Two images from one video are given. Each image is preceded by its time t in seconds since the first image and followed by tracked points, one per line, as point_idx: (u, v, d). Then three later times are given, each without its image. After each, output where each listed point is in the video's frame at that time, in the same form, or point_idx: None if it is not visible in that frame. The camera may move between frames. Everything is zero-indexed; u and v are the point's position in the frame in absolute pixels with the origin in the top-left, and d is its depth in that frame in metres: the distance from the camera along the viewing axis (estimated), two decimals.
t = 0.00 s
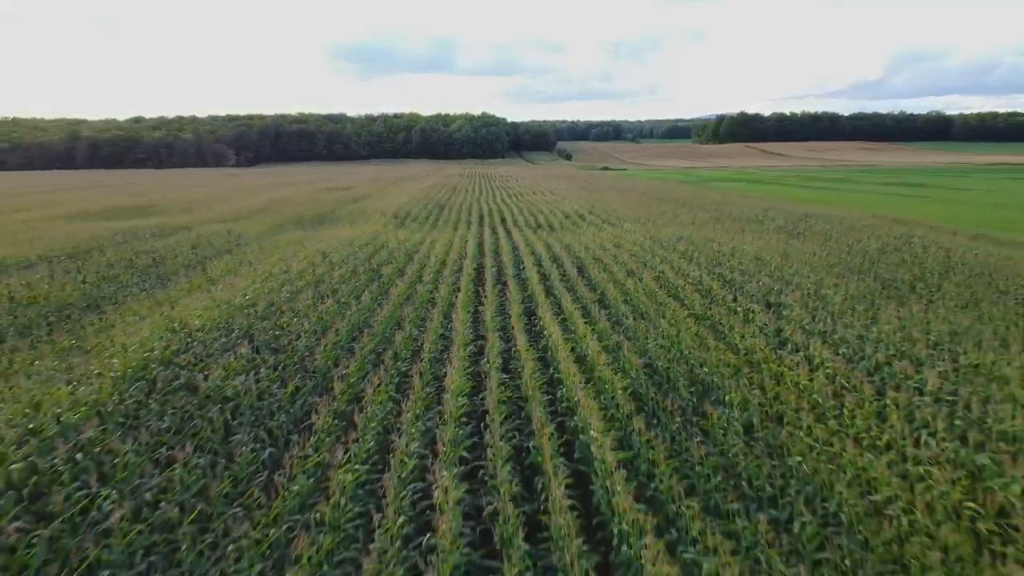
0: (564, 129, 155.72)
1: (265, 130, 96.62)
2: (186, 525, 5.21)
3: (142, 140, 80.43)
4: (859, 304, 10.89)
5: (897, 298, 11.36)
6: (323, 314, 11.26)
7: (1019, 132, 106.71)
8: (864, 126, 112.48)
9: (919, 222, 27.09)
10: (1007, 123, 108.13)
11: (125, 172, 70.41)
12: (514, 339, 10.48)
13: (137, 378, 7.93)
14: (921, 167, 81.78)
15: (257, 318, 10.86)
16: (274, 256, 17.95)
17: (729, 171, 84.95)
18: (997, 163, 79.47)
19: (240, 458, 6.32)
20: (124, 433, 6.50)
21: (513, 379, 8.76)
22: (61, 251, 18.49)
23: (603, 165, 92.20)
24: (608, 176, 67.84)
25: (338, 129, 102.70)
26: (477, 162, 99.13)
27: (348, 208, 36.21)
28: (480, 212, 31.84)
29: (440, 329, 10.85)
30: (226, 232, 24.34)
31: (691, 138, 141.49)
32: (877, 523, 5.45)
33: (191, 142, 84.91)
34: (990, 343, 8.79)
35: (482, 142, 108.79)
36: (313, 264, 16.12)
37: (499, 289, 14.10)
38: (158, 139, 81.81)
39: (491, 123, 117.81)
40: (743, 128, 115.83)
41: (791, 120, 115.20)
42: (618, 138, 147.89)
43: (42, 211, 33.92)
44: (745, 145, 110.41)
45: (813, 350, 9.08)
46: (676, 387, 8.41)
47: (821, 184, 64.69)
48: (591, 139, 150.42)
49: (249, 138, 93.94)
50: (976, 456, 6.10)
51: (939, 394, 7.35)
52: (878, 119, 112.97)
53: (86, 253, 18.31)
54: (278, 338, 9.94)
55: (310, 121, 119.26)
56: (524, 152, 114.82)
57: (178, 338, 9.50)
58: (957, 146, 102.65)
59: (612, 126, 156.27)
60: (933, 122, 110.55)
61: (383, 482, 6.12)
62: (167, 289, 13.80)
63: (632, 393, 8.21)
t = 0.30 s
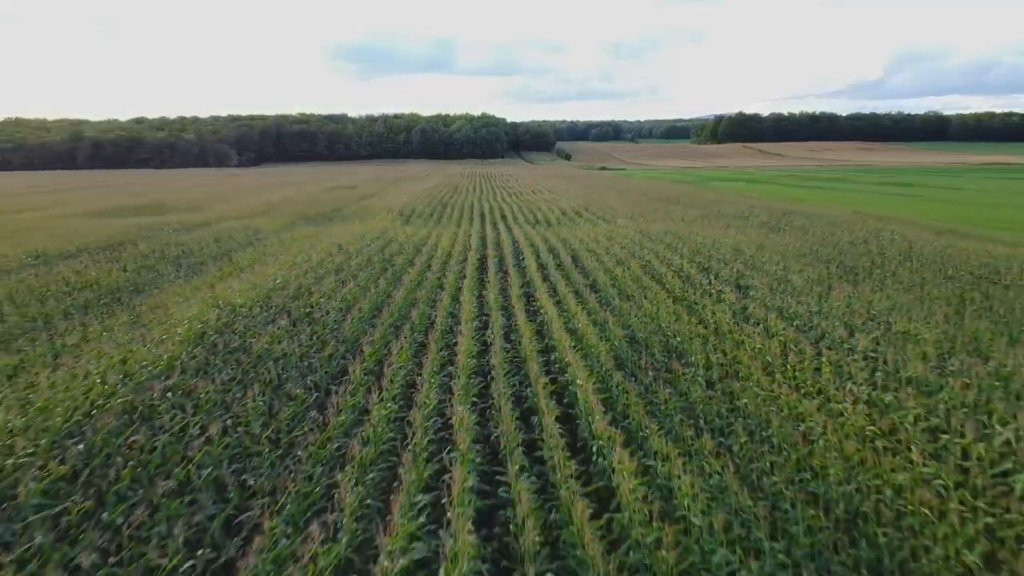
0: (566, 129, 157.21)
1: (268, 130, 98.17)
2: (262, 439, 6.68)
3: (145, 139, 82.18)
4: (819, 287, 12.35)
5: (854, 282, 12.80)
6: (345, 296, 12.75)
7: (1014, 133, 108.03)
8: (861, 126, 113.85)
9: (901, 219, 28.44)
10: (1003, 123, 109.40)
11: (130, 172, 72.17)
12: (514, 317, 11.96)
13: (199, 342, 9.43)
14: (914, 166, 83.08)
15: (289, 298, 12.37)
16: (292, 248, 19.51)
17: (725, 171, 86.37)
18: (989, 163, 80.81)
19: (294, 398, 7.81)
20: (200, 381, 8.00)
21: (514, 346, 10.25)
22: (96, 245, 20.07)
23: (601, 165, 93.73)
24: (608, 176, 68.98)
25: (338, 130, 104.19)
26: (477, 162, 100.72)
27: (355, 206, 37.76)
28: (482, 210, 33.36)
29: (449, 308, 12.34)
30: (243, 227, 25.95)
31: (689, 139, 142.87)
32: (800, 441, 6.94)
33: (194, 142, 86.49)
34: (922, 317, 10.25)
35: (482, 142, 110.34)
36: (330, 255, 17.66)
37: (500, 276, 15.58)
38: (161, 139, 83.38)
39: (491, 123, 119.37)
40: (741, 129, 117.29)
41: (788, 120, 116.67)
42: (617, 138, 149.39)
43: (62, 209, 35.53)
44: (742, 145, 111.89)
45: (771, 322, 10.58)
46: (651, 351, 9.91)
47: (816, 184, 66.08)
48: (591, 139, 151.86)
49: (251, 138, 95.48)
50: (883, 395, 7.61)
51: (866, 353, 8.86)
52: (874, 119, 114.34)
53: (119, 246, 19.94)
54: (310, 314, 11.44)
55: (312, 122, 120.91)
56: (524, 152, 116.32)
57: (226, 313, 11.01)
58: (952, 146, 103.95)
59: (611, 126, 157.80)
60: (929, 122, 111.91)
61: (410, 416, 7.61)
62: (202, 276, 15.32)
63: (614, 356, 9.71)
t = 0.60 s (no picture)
0: (566, 129, 158.75)
1: (271, 131, 99.80)
2: (309, 384, 8.18)
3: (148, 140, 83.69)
4: (787, 273, 13.81)
5: (820, 269, 14.25)
6: (364, 280, 14.25)
7: (1010, 133, 109.40)
8: (858, 126, 115.33)
9: (883, 216, 29.81)
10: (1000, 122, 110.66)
11: (133, 172, 73.86)
12: (515, 297, 13.46)
13: (243, 315, 10.93)
14: (907, 166, 84.44)
15: (314, 282, 13.88)
16: (308, 241, 21.09)
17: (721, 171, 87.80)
18: (983, 163, 82.18)
19: (331, 356, 9.30)
20: (250, 343, 9.49)
21: (514, 320, 11.73)
22: (127, 239, 21.69)
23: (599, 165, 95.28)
24: (608, 176, 70.08)
25: (339, 130, 105.71)
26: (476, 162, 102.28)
27: (361, 203, 39.32)
28: (483, 207, 34.87)
29: (457, 291, 13.81)
30: (257, 222, 27.54)
31: (688, 139, 144.30)
32: (750, 388, 8.42)
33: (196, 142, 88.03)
34: (871, 296, 11.74)
35: (482, 142, 111.91)
36: (345, 247, 19.23)
37: (501, 265, 17.08)
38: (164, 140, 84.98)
39: (491, 124, 120.90)
40: (738, 129, 118.80)
41: (785, 121, 118.19)
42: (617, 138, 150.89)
43: (82, 207, 37.24)
44: (740, 145, 113.38)
45: (739, 301, 12.09)
46: (633, 324, 11.39)
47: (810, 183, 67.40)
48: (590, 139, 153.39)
49: (253, 138, 97.02)
50: (823, 354, 9.10)
51: (815, 323, 10.35)
52: (872, 119, 115.77)
53: (146, 239, 21.61)
54: (335, 295, 12.94)
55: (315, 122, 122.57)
56: (524, 152, 117.84)
57: (262, 293, 12.51)
58: (947, 146, 105.21)
59: (611, 126, 159.33)
60: (926, 123, 113.31)
61: (427, 370, 9.09)
62: (231, 264, 16.86)
63: (602, 328, 11.18)
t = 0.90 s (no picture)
0: (565, 129, 160.31)
1: (275, 132, 101.76)
2: (344, 347, 9.71)
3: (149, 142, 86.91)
4: (761, 262, 15.30)
5: (792, 259, 15.71)
6: (379, 269, 15.82)
7: (1005, 133, 110.92)
8: (856, 126, 116.81)
9: (866, 214, 31.23)
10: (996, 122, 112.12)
11: (139, 172, 75.81)
12: (516, 283, 15.02)
13: (278, 296, 12.48)
14: (899, 165, 85.82)
15: (336, 270, 15.43)
16: (322, 236, 22.70)
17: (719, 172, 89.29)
18: (977, 163, 83.62)
19: (358, 327, 10.79)
20: (288, 317, 11.03)
21: (515, 301, 13.27)
22: (155, 233, 23.37)
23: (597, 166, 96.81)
24: (608, 176, 71.40)
25: (340, 130, 107.49)
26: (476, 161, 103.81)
27: (367, 202, 40.90)
28: (485, 205, 36.44)
29: (463, 278, 15.33)
30: (269, 219, 29.13)
31: (689, 139, 145.56)
32: (716, 351, 9.92)
33: (197, 142, 90.02)
34: (831, 280, 13.31)
35: (482, 143, 113.47)
36: (358, 241, 20.81)
37: (503, 257, 18.64)
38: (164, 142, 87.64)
39: (492, 124, 122.48)
40: (736, 129, 120.32)
41: (783, 121, 119.73)
42: (617, 138, 152.46)
43: (102, 206, 39.08)
44: (738, 145, 114.90)
45: (714, 285, 13.64)
46: (620, 304, 12.89)
47: (804, 182, 68.86)
48: (591, 139, 154.87)
49: (256, 138, 98.85)
50: (781, 326, 10.62)
51: (778, 302, 11.87)
52: (869, 119, 117.28)
53: (170, 234, 23.23)
54: (355, 281, 14.46)
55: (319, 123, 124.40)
56: (524, 152, 119.45)
57: (291, 279, 14.06)
58: (942, 146, 106.47)
59: (611, 126, 160.85)
60: (923, 123, 114.81)
61: (441, 339, 10.58)
62: (255, 255, 18.44)
63: (593, 307, 12.66)
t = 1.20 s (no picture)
0: (565, 129, 161.82)
1: (277, 132, 103.38)
2: (369, 320, 11.25)
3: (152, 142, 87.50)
4: (740, 253, 16.83)
5: (769, 250, 17.24)
6: (392, 259, 17.37)
7: (1002, 133, 112.42)
8: (853, 126, 118.31)
9: (851, 211, 32.66)
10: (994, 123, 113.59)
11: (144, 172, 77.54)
12: (517, 271, 16.56)
13: (306, 281, 14.04)
14: (891, 165, 87.23)
15: (352, 260, 16.99)
16: (335, 231, 24.28)
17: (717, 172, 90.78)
18: (974, 163, 85.07)
19: (378, 305, 12.32)
20: (317, 297, 12.59)
21: (517, 286, 14.82)
22: (178, 228, 25.01)
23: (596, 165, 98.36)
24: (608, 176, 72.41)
25: (341, 130, 109.05)
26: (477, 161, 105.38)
27: (372, 200, 42.43)
28: (487, 202, 37.97)
29: (469, 267, 16.86)
30: (281, 216, 30.67)
31: (688, 139, 147.04)
32: (691, 324, 11.44)
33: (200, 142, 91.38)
34: (801, 267, 14.85)
35: (482, 143, 115.01)
36: (370, 236, 22.36)
37: (506, 249, 20.18)
38: (168, 142, 88.75)
39: (492, 124, 124.01)
40: (734, 129, 121.83)
41: (781, 121, 121.18)
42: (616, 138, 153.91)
43: (118, 204, 40.79)
44: (736, 145, 116.39)
45: (696, 271, 15.18)
46: (611, 287, 14.42)
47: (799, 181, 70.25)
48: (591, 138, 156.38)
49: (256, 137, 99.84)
50: (749, 304, 12.15)
51: (750, 285, 13.41)
52: (866, 119, 118.76)
53: (192, 229, 24.82)
54: (371, 268, 15.98)
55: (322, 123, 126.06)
56: (524, 152, 121.02)
57: (314, 267, 15.66)
58: (936, 146, 107.87)
59: (610, 126, 162.35)
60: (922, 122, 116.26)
61: (452, 315, 12.11)
62: (276, 248, 20.02)
63: (586, 290, 14.21)
